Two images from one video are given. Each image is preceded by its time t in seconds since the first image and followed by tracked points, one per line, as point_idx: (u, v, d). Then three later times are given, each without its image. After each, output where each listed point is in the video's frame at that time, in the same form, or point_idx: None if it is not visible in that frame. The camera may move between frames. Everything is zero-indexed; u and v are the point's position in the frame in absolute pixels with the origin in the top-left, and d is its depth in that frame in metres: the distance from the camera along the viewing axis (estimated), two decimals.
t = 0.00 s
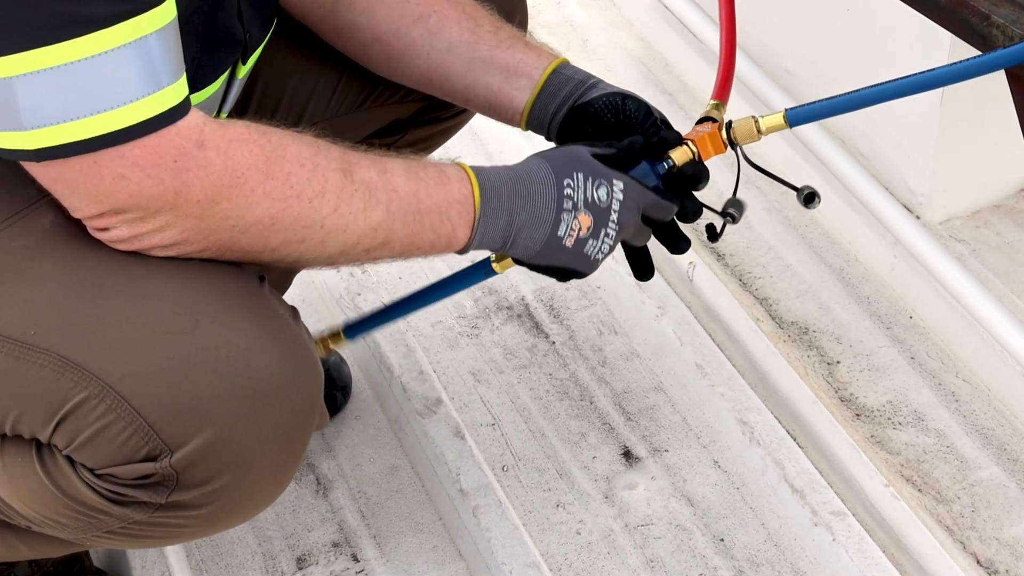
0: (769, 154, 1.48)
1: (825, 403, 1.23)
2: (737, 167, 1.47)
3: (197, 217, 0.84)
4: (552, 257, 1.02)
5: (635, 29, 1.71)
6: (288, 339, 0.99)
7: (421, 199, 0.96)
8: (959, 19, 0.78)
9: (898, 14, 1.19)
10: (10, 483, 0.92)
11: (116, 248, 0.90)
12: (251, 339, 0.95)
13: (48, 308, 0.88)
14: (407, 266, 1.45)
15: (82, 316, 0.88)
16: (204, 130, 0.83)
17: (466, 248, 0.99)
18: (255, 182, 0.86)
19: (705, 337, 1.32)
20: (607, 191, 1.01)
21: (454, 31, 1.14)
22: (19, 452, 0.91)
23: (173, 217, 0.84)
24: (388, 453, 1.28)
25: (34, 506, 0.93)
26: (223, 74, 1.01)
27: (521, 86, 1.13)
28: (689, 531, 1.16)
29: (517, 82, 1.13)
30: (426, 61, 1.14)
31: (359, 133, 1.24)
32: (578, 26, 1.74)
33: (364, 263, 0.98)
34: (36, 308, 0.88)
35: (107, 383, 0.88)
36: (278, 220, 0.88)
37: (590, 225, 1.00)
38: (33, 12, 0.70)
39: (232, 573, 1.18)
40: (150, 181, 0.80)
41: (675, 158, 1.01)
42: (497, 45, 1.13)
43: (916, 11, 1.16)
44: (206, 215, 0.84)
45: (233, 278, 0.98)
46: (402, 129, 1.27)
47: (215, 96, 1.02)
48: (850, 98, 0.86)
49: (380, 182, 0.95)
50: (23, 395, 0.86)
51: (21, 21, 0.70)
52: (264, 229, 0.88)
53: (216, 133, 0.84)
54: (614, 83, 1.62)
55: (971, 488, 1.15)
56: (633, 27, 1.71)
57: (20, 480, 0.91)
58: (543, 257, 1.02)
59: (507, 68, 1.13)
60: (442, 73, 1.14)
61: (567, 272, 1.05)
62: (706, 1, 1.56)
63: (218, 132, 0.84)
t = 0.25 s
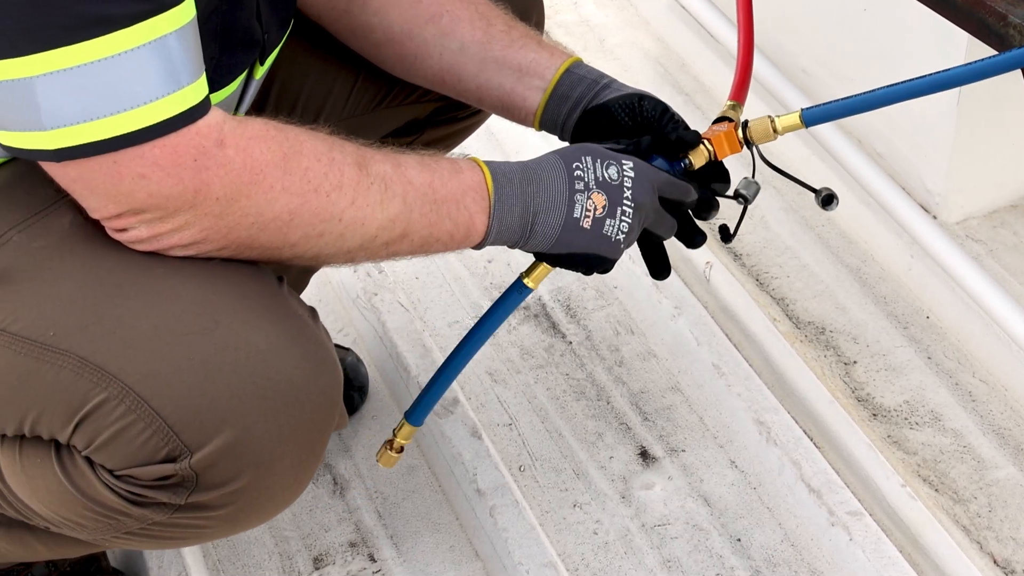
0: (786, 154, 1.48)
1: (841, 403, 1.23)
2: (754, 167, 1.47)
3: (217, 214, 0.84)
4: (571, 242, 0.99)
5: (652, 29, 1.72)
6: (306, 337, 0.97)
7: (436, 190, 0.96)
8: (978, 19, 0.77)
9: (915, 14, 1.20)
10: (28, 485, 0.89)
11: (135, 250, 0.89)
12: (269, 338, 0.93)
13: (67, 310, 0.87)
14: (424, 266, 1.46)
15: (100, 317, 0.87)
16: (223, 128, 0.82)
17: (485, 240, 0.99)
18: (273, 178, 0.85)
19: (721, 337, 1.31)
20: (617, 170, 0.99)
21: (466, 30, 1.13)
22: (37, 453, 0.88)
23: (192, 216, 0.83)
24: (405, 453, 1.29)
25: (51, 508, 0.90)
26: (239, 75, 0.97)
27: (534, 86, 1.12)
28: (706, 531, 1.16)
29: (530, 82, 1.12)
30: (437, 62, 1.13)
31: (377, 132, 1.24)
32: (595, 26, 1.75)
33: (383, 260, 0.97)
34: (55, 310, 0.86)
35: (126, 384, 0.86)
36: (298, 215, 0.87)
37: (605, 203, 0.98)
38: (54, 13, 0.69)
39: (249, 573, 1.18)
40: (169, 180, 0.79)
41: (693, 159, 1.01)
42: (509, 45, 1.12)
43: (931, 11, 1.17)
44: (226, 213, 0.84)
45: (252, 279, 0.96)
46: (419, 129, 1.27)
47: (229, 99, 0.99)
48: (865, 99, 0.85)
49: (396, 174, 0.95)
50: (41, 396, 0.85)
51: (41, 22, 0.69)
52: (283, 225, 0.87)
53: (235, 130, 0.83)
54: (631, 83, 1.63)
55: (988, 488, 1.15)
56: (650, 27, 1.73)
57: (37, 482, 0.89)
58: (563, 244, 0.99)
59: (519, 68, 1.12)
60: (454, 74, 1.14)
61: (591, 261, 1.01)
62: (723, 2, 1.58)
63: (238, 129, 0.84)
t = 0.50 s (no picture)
0: (801, 155, 1.48)
1: (856, 403, 1.23)
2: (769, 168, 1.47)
3: (231, 216, 0.82)
4: (586, 248, 0.98)
5: (665, 29, 1.73)
6: (320, 338, 0.92)
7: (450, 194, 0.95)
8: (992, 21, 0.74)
9: (930, 15, 1.20)
10: (40, 486, 0.85)
11: (149, 254, 0.86)
12: (283, 338, 0.89)
13: (79, 310, 0.83)
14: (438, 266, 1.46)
15: (112, 317, 0.83)
16: (238, 131, 0.81)
17: (498, 244, 0.97)
18: (289, 180, 0.84)
19: (735, 337, 1.32)
20: (632, 176, 0.98)
21: (484, 32, 1.13)
22: (49, 454, 0.85)
23: (207, 218, 0.82)
24: (419, 453, 1.29)
25: (63, 510, 0.86)
26: (253, 77, 0.93)
27: (553, 85, 1.13)
28: (720, 531, 1.16)
29: (548, 81, 1.13)
30: (451, 62, 1.14)
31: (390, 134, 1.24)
32: (609, 26, 1.76)
33: (396, 264, 0.96)
34: (67, 308, 0.83)
35: (139, 385, 0.82)
36: (312, 218, 0.86)
37: (619, 211, 0.97)
38: (70, 15, 0.67)
39: (263, 573, 1.18)
40: (184, 182, 0.77)
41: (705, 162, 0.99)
42: (527, 45, 1.13)
43: (949, 13, 1.16)
44: (240, 215, 0.82)
45: (265, 280, 0.92)
46: (433, 131, 1.27)
47: (245, 100, 0.96)
48: (880, 101, 0.84)
49: (411, 178, 0.94)
50: (54, 397, 0.81)
51: (57, 25, 0.67)
52: (297, 228, 0.86)
53: (251, 133, 0.82)
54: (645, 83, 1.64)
55: (1003, 488, 1.14)
56: (664, 27, 1.73)
57: (49, 484, 0.85)
58: (577, 249, 0.98)
59: (538, 67, 1.12)
60: (471, 74, 1.14)
61: (605, 267, 1.00)
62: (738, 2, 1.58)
63: (253, 132, 0.82)
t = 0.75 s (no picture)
0: (811, 155, 1.49)
1: (866, 403, 1.23)
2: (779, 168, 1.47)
3: (246, 217, 0.82)
4: (599, 245, 0.98)
5: (676, 29, 1.73)
6: (336, 339, 0.92)
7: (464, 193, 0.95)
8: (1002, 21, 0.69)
9: (941, 16, 1.20)
10: (55, 487, 0.85)
11: (163, 255, 0.86)
12: (299, 340, 0.88)
13: (94, 312, 0.82)
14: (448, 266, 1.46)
15: (128, 318, 0.83)
16: (252, 132, 0.80)
17: (512, 241, 0.97)
18: (303, 181, 0.84)
19: (746, 337, 1.32)
20: (644, 173, 0.97)
21: (493, 35, 1.13)
22: (64, 456, 0.85)
23: (222, 220, 0.81)
24: (430, 453, 1.29)
25: (78, 511, 0.86)
26: (265, 77, 0.93)
27: (563, 89, 1.13)
28: (731, 531, 1.16)
29: (557, 85, 1.12)
30: (460, 64, 1.14)
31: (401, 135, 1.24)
32: (619, 26, 1.77)
33: (410, 264, 0.96)
34: (82, 309, 0.82)
35: (155, 387, 0.82)
36: (327, 218, 0.85)
37: (632, 206, 0.96)
38: (85, 17, 0.67)
39: (274, 573, 1.18)
40: (199, 184, 0.77)
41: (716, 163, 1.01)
42: (537, 49, 1.13)
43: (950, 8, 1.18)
44: (255, 216, 0.82)
45: (280, 281, 0.92)
46: (443, 131, 1.28)
47: (257, 101, 0.96)
48: (891, 101, 0.85)
49: (424, 178, 0.93)
50: (70, 399, 0.81)
51: (72, 27, 0.67)
52: (312, 228, 0.86)
53: (265, 134, 0.81)
54: (656, 83, 1.65)
55: (1014, 488, 1.14)
56: (675, 27, 1.73)
57: (65, 485, 0.85)
58: (591, 246, 0.98)
59: (546, 71, 1.12)
60: (481, 77, 1.14)
61: (620, 264, 1.00)
62: (749, 2, 1.58)
63: (266, 134, 0.82)
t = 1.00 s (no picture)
0: (818, 155, 1.49)
1: (873, 403, 1.23)
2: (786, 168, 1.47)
3: (256, 219, 0.82)
4: (605, 243, 0.98)
5: (683, 29, 1.73)
6: (344, 341, 0.92)
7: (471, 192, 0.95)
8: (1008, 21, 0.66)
9: (949, 16, 1.20)
10: (64, 489, 0.85)
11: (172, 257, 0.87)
12: (308, 341, 0.88)
13: (103, 315, 0.82)
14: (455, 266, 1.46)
15: (137, 321, 0.83)
16: (261, 134, 0.80)
17: (520, 241, 0.97)
18: (313, 182, 0.84)
19: (753, 337, 1.32)
20: (650, 171, 0.98)
21: (496, 37, 1.13)
22: (73, 457, 0.85)
23: (232, 222, 0.81)
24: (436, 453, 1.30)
25: (87, 513, 0.86)
26: (272, 79, 0.94)
27: (567, 91, 1.12)
28: (738, 531, 1.16)
29: (561, 86, 1.12)
30: (467, 66, 1.13)
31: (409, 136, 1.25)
32: (626, 26, 1.77)
33: (419, 264, 0.96)
34: (90, 311, 0.82)
35: (165, 389, 0.82)
36: (336, 219, 0.85)
37: (638, 204, 0.96)
38: (94, 19, 0.67)
39: (281, 573, 1.18)
40: (209, 186, 0.77)
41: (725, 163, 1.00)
42: (541, 51, 1.13)
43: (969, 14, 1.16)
44: (265, 217, 0.82)
45: (289, 283, 0.92)
46: (449, 132, 1.28)
47: (264, 103, 0.96)
48: (897, 101, 0.84)
49: (433, 178, 0.93)
50: (79, 402, 0.81)
51: (81, 29, 0.67)
52: (321, 229, 0.86)
53: (274, 135, 0.81)
54: (662, 82, 1.65)
55: (1021, 488, 1.14)
56: (682, 27, 1.73)
57: (74, 487, 0.85)
58: (597, 245, 0.98)
59: (550, 73, 1.12)
60: (487, 79, 1.14)
61: (627, 262, 1.00)
62: (756, 2, 1.58)
63: (276, 135, 0.82)
